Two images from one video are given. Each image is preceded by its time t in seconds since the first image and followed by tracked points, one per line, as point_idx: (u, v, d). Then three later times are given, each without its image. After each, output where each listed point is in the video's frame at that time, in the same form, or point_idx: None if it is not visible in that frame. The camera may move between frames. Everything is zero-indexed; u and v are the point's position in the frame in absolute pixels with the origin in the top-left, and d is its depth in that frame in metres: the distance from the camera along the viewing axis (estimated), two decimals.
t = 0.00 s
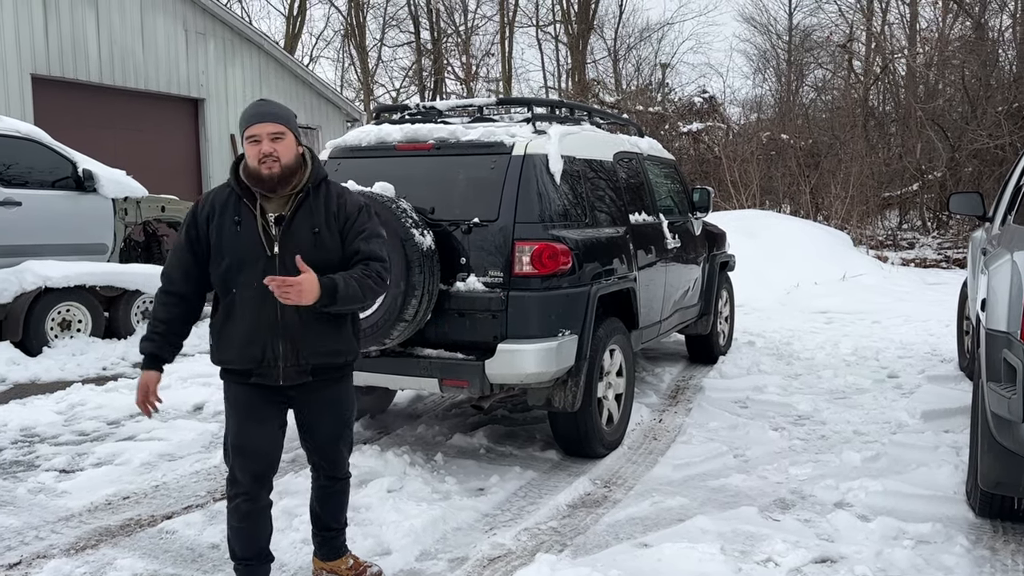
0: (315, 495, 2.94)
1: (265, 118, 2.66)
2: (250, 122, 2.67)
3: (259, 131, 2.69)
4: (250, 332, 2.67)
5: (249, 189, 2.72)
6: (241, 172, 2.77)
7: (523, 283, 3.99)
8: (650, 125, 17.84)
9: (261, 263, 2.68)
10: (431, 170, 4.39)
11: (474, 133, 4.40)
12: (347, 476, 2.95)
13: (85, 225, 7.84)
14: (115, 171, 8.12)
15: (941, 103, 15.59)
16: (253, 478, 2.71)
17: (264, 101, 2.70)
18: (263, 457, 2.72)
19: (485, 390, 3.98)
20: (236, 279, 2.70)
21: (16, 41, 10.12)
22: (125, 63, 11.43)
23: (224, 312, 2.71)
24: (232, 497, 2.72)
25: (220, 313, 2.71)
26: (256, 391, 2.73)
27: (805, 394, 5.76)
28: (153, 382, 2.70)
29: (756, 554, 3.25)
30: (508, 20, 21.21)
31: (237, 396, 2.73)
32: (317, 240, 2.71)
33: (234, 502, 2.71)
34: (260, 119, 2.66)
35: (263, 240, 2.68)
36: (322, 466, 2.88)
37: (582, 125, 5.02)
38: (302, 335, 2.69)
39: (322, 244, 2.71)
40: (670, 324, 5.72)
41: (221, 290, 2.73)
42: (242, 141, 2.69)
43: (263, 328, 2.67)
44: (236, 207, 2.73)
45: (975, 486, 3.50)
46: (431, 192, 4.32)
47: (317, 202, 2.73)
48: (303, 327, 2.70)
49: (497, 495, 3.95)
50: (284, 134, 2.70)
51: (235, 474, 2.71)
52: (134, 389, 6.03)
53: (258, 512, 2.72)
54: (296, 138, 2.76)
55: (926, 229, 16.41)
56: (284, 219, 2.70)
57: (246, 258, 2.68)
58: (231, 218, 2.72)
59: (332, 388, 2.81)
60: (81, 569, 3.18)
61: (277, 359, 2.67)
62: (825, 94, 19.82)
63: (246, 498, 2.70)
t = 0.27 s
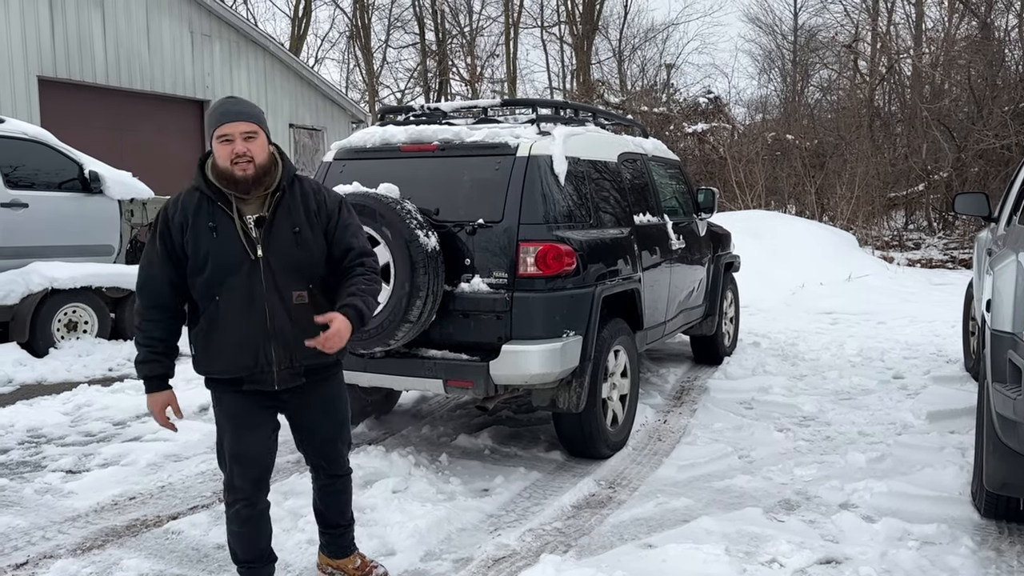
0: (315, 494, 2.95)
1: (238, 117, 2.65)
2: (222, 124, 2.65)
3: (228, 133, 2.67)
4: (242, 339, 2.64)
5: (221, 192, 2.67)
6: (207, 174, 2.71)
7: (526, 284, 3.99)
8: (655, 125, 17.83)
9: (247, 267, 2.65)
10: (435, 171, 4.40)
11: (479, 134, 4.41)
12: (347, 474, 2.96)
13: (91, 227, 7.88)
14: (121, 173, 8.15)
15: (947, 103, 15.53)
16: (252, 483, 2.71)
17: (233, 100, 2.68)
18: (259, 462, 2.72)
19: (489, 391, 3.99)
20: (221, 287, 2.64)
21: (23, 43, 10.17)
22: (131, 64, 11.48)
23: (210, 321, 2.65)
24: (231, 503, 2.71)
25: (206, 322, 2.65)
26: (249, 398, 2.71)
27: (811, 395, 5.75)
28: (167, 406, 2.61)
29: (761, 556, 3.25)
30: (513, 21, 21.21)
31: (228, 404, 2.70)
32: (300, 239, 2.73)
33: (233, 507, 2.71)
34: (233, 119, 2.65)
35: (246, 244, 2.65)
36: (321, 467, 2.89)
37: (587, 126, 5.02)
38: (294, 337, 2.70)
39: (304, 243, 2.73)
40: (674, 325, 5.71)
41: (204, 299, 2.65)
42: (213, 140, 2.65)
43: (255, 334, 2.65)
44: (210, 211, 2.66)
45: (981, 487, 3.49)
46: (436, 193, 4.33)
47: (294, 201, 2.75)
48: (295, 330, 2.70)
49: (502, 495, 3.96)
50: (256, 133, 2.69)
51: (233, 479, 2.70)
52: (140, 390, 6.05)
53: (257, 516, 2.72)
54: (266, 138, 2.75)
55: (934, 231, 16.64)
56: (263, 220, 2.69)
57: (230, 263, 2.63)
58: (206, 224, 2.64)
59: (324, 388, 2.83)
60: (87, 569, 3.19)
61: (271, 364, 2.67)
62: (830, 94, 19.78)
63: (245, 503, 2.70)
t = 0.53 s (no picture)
0: (320, 497, 2.90)
1: (231, 115, 2.64)
2: (211, 123, 2.63)
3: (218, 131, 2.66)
4: (248, 339, 2.65)
5: (214, 191, 2.66)
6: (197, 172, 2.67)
7: (531, 283, 4.01)
8: (660, 125, 17.81)
9: (249, 265, 2.66)
10: (440, 172, 4.41)
11: (483, 134, 4.42)
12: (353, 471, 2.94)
13: (97, 228, 7.91)
14: (126, 174, 8.18)
15: (953, 103, 15.46)
16: (255, 482, 2.69)
17: (223, 100, 2.67)
18: (262, 460, 2.71)
19: (494, 390, 4.00)
20: (223, 287, 2.62)
21: (30, 44, 10.22)
22: (136, 65, 11.52)
23: (213, 322, 2.63)
24: (232, 503, 2.69)
25: (207, 324, 2.63)
26: (250, 398, 2.70)
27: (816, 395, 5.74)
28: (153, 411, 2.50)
29: (765, 555, 3.25)
30: (517, 21, 21.21)
31: (227, 405, 2.68)
32: (296, 237, 2.78)
33: (234, 507, 2.69)
34: (226, 117, 2.64)
35: (246, 244, 2.67)
36: (329, 463, 2.85)
37: (591, 126, 5.02)
38: (299, 334, 2.74)
39: (301, 241, 2.79)
40: (679, 325, 5.71)
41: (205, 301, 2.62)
42: (206, 138, 2.62)
43: (262, 333, 2.67)
44: (205, 210, 2.63)
45: (986, 488, 3.48)
46: (440, 193, 4.34)
47: (284, 199, 2.80)
48: (299, 327, 2.75)
49: (506, 495, 3.96)
50: (248, 132, 2.69)
51: (235, 480, 2.67)
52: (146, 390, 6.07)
53: (260, 515, 2.71)
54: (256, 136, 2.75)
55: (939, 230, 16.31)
56: (259, 219, 2.71)
57: (232, 262, 2.63)
58: (202, 224, 2.62)
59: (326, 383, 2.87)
60: (94, 568, 3.21)
61: (277, 363, 2.69)
62: (835, 94, 19.72)
63: (247, 502, 2.69)
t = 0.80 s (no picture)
0: (331, 499, 2.84)
1: (256, 117, 2.68)
2: (235, 123, 2.65)
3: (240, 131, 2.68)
4: (259, 336, 2.64)
5: (228, 188, 2.65)
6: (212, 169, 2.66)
7: (535, 283, 4.01)
8: (665, 126, 17.81)
9: (260, 261, 2.66)
10: (444, 172, 4.42)
11: (488, 134, 4.43)
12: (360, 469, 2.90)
13: (103, 228, 7.94)
14: (132, 174, 8.21)
15: (958, 103, 15.42)
16: (260, 483, 2.68)
17: (245, 100, 2.69)
18: (267, 461, 2.69)
19: (498, 390, 4.01)
20: (232, 283, 2.61)
21: (36, 45, 10.27)
22: (142, 66, 11.56)
23: (222, 319, 2.61)
24: (237, 504, 2.68)
25: (218, 321, 2.60)
26: (257, 398, 2.66)
27: (820, 396, 5.73)
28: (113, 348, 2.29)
29: (769, 555, 3.25)
30: (522, 21, 21.22)
31: (233, 405, 2.64)
32: (302, 237, 2.83)
33: (239, 508, 2.68)
34: (251, 118, 2.67)
35: (258, 241, 2.68)
36: (337, 458, 2.82)
37: (595, 126, 5.03)
38: (307, 332, 2.76)
39: (304, 240, 2.83)
40: (684, 325, 5.71)
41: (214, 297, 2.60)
42: (229, 137, 2.63)
43: (272, 329, 2.67)
44: (216, 205, 2.62)
45: (990, 488, 3.48)
46: (445, 193, 4.35)
47: (291, 199, 2.85)
48: (307, 324, 2.77)
49: (511, 495, 3.97)
50: (269, 135, 2.73)
51: (241, 482, 2.66)
52: (152, 389, 6.10)
53: (263, 516, 2.71)
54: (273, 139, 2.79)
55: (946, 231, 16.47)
56: (270, 217, 2.75)
57: (243, 258, 2.63)
58: (214, 219, 2.61)
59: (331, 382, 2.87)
60: (100, 566, 3.23)
61: (287, 360, 2.68)
62: (840, 94, 19.70)
63: (252, 504, 2.68)
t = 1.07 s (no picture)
0: (341, 498, 2.83)
1: (269, 117, 2.69)
2: (247, 121, 2.67)
3: (250, 130, 2.70)
4: (264, 334, 2.64)
5: (238, 186, 2.68)
6: (223, 167, 2.69)
7: (538, 284, 4.01)
8: (668, 126, 17.79)
9: (266, 259, 2.67)
10: (447, 172, 4.42)
11: (491, 135, 4.43)
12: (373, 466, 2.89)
13: (107, 228, 7.96)
14: (136, 174, 8.23)
15: (963, 102, 15.38)
16: (264, 484, 2.68)
17: (257, 100, 2.71)
18: (270, 462, 2.69)
19: (501, 390, 4.01)
20: (238, 280, 2.62)
21: (41, 45, 10.30)
22: (146, 66, 11.58)
23: (227, 316, 2.61)
24: (241, 505, 2.67)
25: (223, 317, 2.60)
26: (262, 398, 2.66)
27: (824, 396, 5.72)
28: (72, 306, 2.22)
29: (772, 556, 3.25)
30: (525, 21, 21.21)
31: (236, 405, 2.64)
32: (308, 239, 2.84)
33: (243, 509, 2.68)
34: (263, 117, 2.68)
35: (266, 239, 2.69)
36: (349, 455, 2.81)
37: (599, 126, 5.02)
38: (312, 332, 2.76)
39: (310, 241, 2.85)
40: (686, 325, 5.70)
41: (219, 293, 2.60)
42: (240, 136, 2.65)
43: (277, 327, 2.67)
44: (225, 203, 2.65)
45: (994, 489, 3.47)
46: (448, 193, 4.35)
47: (299, 200, 2.87)
48: (312, 324, 2.77)
49: (513, 495, 3.97)
50: (281, 135, 2.74)
51: (245, 482, 2.65)
52: (155, 389, 6.11)
53: (267, 516, 2.71)
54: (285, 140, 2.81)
55: (950, 231, 16.37)
56: (278, 217, 2.77)
57: (250, 256, 2.64)
58: (222, 216, 2.62)
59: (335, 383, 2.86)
60: (104, 565, 3.23)
61: (292, 359, 2.68)
62: (844, 93, 19.66)
63: (256, 504, 2.68)
